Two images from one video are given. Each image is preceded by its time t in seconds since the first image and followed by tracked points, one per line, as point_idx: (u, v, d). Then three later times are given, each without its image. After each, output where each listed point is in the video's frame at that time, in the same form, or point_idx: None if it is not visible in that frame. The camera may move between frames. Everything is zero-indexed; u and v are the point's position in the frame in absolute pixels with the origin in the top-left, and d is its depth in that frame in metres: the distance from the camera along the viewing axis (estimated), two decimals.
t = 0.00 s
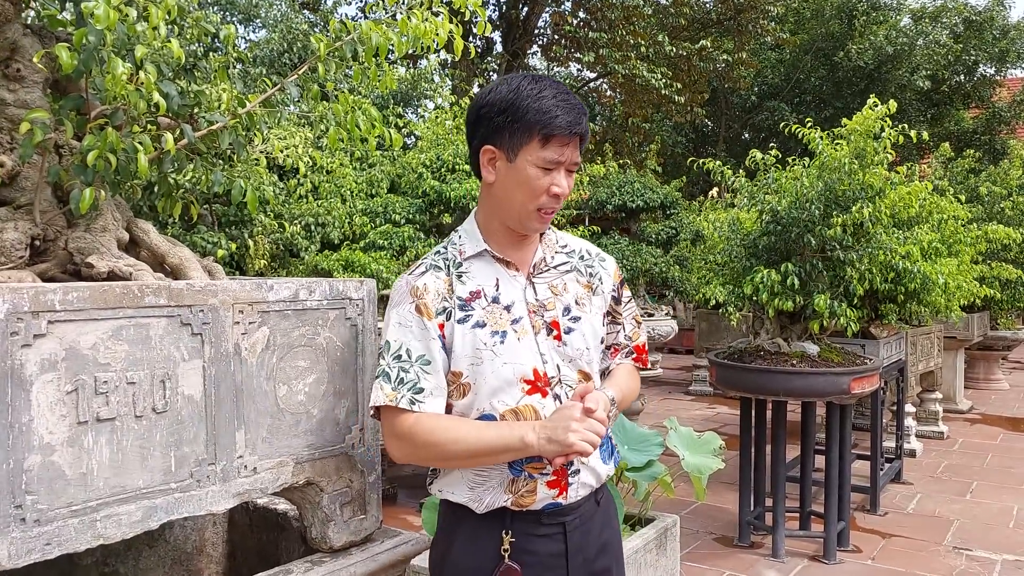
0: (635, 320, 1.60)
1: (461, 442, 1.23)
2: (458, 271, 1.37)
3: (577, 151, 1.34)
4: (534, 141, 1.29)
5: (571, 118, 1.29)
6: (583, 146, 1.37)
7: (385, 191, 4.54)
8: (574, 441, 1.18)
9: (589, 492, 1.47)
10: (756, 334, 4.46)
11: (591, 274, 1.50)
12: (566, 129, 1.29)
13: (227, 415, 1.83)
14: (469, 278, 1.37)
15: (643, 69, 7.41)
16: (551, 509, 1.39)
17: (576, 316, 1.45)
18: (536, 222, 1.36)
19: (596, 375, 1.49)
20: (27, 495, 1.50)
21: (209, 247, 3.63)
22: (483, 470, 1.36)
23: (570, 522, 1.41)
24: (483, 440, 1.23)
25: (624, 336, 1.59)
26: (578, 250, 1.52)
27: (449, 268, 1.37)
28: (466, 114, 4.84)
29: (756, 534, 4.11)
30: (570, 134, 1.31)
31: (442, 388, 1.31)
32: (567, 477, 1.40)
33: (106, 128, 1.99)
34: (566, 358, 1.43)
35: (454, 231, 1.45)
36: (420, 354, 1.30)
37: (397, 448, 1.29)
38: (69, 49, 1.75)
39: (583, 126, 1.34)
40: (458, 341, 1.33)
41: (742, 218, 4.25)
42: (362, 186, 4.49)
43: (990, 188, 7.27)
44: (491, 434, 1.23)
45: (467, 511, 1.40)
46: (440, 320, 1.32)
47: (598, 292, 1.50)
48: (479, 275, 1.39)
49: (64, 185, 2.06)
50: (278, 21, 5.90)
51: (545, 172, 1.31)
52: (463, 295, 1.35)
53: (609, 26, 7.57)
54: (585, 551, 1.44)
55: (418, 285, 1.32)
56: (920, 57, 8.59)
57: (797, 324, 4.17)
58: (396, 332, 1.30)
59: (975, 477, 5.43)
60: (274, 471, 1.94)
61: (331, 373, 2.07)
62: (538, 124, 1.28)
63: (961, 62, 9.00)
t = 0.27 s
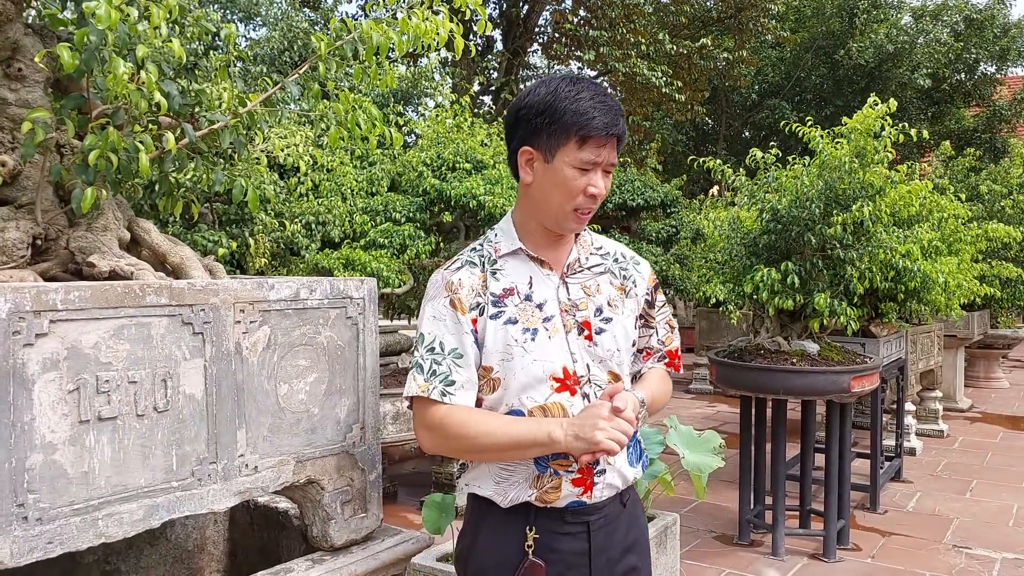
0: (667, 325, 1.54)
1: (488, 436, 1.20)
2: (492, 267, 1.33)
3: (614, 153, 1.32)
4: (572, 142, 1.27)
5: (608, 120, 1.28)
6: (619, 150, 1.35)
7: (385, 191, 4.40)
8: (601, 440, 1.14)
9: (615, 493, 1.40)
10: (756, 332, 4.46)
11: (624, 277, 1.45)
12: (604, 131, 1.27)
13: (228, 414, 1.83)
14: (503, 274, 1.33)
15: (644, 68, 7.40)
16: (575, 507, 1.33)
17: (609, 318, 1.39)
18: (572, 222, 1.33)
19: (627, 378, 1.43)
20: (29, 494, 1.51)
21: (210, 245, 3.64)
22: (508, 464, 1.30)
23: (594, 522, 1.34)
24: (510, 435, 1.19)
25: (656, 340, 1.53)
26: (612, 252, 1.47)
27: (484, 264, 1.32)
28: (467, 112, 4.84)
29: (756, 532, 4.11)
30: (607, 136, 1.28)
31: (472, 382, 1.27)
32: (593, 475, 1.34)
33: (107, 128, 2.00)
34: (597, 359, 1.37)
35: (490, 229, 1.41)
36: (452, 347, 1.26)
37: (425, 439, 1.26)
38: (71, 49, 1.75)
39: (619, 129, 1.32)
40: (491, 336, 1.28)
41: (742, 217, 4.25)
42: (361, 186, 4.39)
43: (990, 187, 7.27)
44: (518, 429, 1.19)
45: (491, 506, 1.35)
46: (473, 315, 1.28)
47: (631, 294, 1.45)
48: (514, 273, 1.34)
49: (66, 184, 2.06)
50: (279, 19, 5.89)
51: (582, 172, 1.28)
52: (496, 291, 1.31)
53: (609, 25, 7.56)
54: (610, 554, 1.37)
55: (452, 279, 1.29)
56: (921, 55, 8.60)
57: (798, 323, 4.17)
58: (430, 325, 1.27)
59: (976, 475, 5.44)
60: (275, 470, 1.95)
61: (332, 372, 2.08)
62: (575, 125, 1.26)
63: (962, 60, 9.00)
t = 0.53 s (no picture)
0: (706, 339, 1.45)
1: (503, 418, 1.21)
2: (526, 258, 1.33)
3: (658, 155, 1.30)
4: (614, 142, 1.25)
5: (654, 121, 1.26)
6: (666, 152, 1.32)
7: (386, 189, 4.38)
8: (614, 431, 1.14)
9: (635, 494, 1.36)
10: (755, 330, 4.47)
11: (660, 284, 1.40)
12: (649, 133, 1.25)
13: (229, 412, 1.84)
14: (536, 266, 1.32)
15: (644, 66, 7.38)
16: (591, 504, 1.31)
17: (639, 319, 1.35)
18: (611, 222, 1.31)
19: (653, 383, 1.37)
20: (30, 492, 1.51)
21: (210, 244, 3.65)
22: (525, 453, 1.30)
23: (612, 521, 1.32)
24: (526, 420, 1.20)
25: (692, 352, 1.44)
26: (651, 260, 1.42)
27: (519, 254, 1.33)
28: (467, 111, 4.84)
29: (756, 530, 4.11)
30: (652, 138, 1.26)
31: (494, 365, 1.27)
32: (609, 473, 1.32)
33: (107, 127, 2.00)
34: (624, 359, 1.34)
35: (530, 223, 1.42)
36: (479, 330, 1.27)
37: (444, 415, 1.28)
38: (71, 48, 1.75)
39: (666, 131, 1.29)
40: (517, 323, 1.28)
41: (742, 215, 4.25)
42: (362, 183, 4.38)
43: (991, 185, 7.27)
44: (532, 415, 1.20)
45: (509, 499, 1.35)
46: (501, 301, 1.29)
47: (665, 301, 1.40)
48: (547, 265, 1.33)
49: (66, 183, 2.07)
50: (278, 17, 5.88)
51: (622, 173, 1.26)
52: (528, 280, 1.30)
53: (609, 23, 7.54)
54: (627, 554, 1.35)
55: (485, 264, 1.30)
56: (921, 54, 8.59)
57: (798, 321, 4.17)
58: (460, 306, 1.28)
59: (976, 473, 5.44)
60: (276, 468, 1.95)
61: (332, 370, 2.08)
62: (620, 125, 1.24)
63: (963, 59, 8.99)
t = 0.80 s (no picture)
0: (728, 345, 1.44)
1: (522, 410, 1.22)
2: (551, 254, 1.33)
3: (688, 160, 1.30)
4: (643, 142, 1.26)
5: (686, 125, 1.26)
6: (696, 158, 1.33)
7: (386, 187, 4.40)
8: (631, 428, 1.14)
9: (651, 493, 1.36)
10: (756, 329, 4.47)
11: (684, 288, 1.39)
12: (680, 136, 1.26)
13: (230, 410, 1.84)
14: (561, 262, 1.33)
15: (644, 65, 7.39)
16: (608, 502, 1.32)
17: (660, 321, 1.36)
18: (636, 223, 1.31)
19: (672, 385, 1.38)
20: (30, 489, 1.52)
21: (211, 242, 3.65)
22: (542, 449, 1.30)
23: (628, 519, 1.33)
24: (544, 412, 1.20)
25: (713, 357, 1.43)
26: (675, 263, 1.41)
27: (544, 250, 1.33)
28: (467, 109, 4.83)
29: (756, 528, 4.12)
30: (682, 141, 1.27)
31: (517, 357, 1.27)
32: (626, 471, 1.32)
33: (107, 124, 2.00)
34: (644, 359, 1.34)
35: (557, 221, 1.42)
36: (502, 322, 1.27)
37: (466, 406, 1.29)
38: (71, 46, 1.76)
39: (699, 136, 1.30)
40: (540, 319, 1.28)
41: (742, 213, 4.25)
42: (363, 182, 4.38)
43: (991, 183, 7.26)
44: (551, 408, 1.20)
45: (525, 495, 1.36)
46: (524, 296, 1.29)
47: (687, 305, 1.39)
48: (571, 262, 1.34)
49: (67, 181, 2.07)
50: (279, 16, 5.87)
51: (649, 173, 1.27)
52: (552, 275, 1.31)
53: (609, 21, 7.52)
54: (643, 553, 1.35)
55: (510, 258, 1.31)
56: (922, 52, 8.59)
57: (798, 319, 4.17)
58: (483, 299, 1.29)
59: (975, 471, 5.44)
60: (276, 466, 1.96)
61: (332, 368, 2.08)
62: (650, 127, 1.25)
63: (963, 57, 8.98)
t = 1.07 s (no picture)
0: (735, 342, 1.48)
1: (545, 409, 1.21)
2: (568, 252, 1.33)
3: (701, 157, 1.31)
4: (657, 139, 1.27)
5: (699, 122, 1.27)
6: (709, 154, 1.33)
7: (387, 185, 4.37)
8: (659, 426, 1.15)
9: (665, 491, 1.38)
10: (756, 326, 4.47)
11: (696, 286, 1.42)
12: (693, 134, 1.26)
13: (230, 407, 1.84)
14: (578, 260, 1.32)
15: (644, 63, 7.39)
16: (624, 499, 1.32)
17: (675, 319, 1.38)
18: (649, 219, 1.32)
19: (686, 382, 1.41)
20: (29, 486, 1.52)
21: (210, 239, 3.65)
22: (561, 446, 1.29)
23: (642, 517, 1.34)
24: (568, 411, 1.20)
25: (723, 354, 1.46)
26: (687, 262, 1.44)
27: (562, 247, 1.33)
28: (467, 107, 4.82)
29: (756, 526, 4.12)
30: (696, 139, 1.27)
31: (536, 356, 1.27)
32: (643, 468, 1.32)
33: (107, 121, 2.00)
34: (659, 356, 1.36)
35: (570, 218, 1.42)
36: (521, 320, 1.26)
37: (483, 403, 1.28)
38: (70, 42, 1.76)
39: (711, 133, 1.30)
40: (559, 316, 1.28)
41: (742, 211, 4.24)
42: (363, 180, 4.37)
43: (991, 181, 7.27)
44: (575, 406, 1.20)
45: (540, 493, 1.36)
46: (544, 293, 1.28)
47: (700, 303, 1.42)
48: (588, 260, 1.34)
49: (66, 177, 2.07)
50: (279, 13, 5.86)
51: (663, 170, 1.28)
52: (570, 273, 1.30)
53: (609, 19, 7.51)
54: (656, 550, 1.37)
55: (529, 255, 1.29)
56: (921, 50, 8.58)
57: (798, 317, 4.16)
58: (502, 296, 1.27)
59: (975, 469, 5.45)
60: (276, 463, 1.95)
61: (332, 366, 2.08)
62: (663, 124, 1.26)
63: (963, 55, 8.97)
